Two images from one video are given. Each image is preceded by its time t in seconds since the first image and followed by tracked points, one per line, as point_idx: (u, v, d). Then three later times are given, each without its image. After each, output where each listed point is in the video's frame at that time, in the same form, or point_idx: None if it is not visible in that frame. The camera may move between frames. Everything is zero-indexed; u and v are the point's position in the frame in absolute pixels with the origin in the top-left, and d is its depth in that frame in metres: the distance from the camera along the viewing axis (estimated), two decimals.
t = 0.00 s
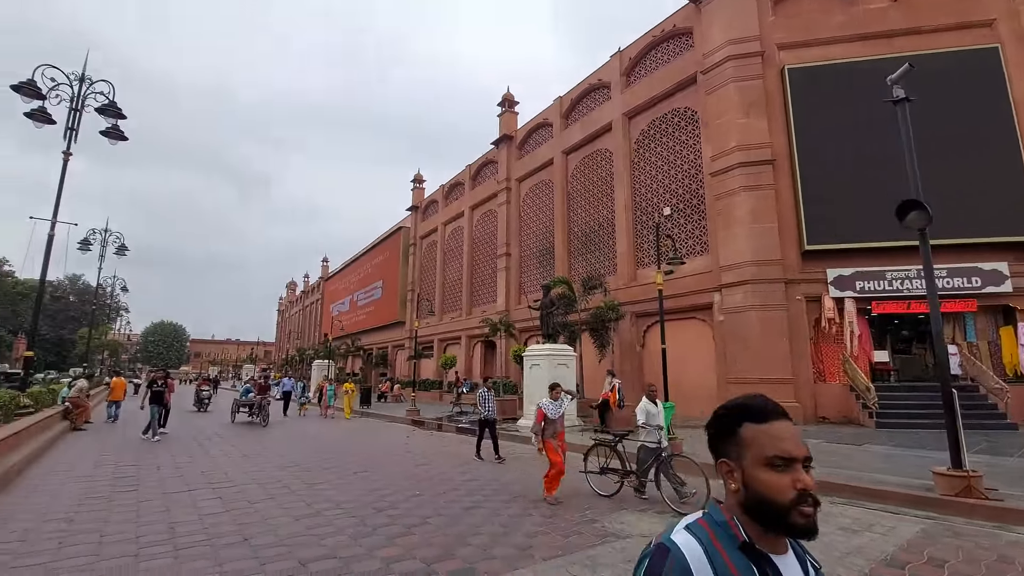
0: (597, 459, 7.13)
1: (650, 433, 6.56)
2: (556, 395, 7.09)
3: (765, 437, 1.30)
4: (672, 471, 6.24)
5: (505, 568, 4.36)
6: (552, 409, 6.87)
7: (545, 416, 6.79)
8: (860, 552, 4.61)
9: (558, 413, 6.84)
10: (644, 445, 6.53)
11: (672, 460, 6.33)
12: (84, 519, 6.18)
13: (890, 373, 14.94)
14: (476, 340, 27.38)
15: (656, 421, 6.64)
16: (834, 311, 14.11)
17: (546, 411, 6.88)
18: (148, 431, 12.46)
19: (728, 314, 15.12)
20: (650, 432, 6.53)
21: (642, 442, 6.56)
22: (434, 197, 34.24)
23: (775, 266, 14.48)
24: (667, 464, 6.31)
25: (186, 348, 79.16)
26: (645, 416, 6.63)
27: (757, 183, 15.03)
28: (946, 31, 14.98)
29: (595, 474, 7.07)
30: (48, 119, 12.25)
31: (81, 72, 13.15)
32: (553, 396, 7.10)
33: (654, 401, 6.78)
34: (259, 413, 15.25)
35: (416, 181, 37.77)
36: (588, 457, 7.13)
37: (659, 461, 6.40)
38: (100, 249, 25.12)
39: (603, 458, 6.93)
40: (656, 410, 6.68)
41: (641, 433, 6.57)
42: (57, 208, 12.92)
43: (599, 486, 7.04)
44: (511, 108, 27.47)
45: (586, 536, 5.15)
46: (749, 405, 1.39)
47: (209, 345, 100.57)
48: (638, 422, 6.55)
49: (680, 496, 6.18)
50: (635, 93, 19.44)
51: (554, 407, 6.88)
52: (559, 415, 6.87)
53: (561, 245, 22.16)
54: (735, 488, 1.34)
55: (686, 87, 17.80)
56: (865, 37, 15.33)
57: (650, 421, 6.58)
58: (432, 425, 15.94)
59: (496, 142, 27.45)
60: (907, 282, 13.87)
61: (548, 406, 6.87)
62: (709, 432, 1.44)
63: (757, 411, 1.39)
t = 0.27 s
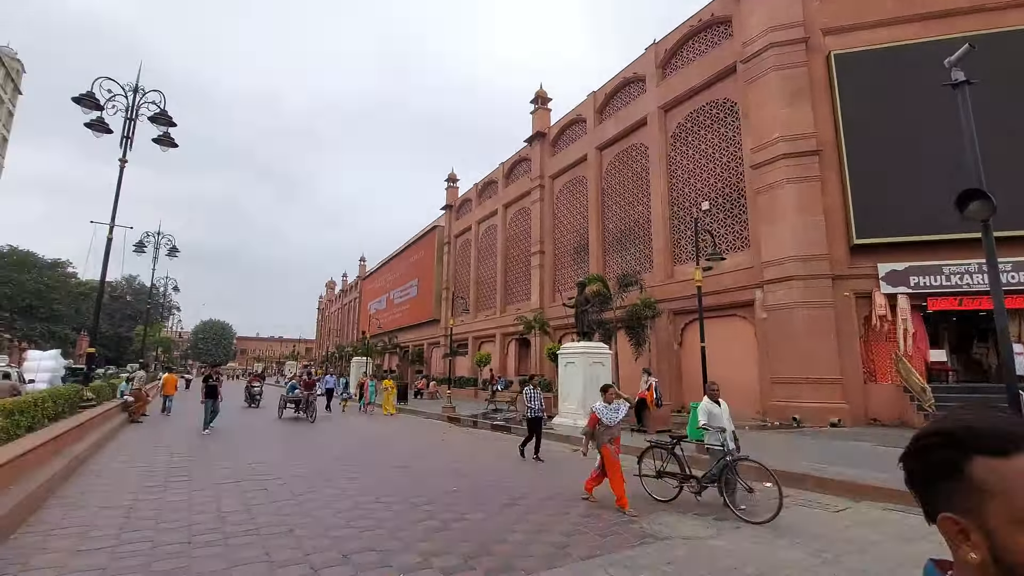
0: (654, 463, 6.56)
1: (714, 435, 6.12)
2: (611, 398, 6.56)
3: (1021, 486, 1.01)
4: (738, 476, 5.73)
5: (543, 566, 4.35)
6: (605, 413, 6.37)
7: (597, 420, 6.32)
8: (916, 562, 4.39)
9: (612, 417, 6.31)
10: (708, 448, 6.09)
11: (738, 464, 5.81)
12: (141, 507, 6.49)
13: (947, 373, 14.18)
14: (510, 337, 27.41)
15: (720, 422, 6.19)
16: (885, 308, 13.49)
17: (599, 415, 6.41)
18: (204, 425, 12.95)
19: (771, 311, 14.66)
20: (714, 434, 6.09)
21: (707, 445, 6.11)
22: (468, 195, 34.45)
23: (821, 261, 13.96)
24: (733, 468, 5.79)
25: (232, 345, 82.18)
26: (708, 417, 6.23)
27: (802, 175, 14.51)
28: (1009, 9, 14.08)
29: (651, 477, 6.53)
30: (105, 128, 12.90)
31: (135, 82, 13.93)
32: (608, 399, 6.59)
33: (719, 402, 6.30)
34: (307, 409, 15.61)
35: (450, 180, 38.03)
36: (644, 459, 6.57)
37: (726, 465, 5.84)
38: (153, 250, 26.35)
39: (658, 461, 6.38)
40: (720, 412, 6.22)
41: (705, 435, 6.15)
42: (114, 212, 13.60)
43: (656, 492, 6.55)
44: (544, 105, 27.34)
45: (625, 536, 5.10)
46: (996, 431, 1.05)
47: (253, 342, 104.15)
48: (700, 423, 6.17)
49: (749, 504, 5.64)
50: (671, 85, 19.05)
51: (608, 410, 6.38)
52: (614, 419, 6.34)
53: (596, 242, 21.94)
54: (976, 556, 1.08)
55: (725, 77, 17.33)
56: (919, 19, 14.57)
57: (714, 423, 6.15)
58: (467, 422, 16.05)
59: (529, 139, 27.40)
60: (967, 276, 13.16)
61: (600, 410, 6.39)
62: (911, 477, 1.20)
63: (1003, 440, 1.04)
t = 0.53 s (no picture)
0: (700, 466, 6.43)
1: (768, 437, 5.84)
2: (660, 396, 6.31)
3: None
4: (796, 481, 5.37)
5: (572, 564, 4.32)
6: (656, 411, 6.08)
7: (649, 418, 6.00)
8: (962, 568, 4.21)
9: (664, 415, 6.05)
10: (763, 451, 5.80)
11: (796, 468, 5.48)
12: (179, 499, 6.69)
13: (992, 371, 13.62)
14: (534, 335, 27.37)
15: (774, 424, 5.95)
16: (925, 303, 13.02)
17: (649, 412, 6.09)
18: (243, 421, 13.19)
19: (803, 307, 14.31)
20: (769, 436, 5.81)
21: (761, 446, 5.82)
22: (491, 193, 34.48)
23: (856, 256, 13.56)
24: (791, 471, 5.47)
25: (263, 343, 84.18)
26: (760, 418, 5.95)
27: (835, 167, 14.11)
28: None
29: (700, 482, 6.28)
30: (142, 132, 13.33)
31: (169, 89, 14.60)
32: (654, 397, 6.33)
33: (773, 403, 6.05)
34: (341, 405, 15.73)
35: (473, 178, 38.11)
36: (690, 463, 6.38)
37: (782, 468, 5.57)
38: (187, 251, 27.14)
39: (708, 464, 6.21)
40: (775, 413, 5.99)
41: (758, 437, 5.87)
42: (150, 214, 14.06)
43: (705, 497, 6.26)
44: (567, 101, 27.17)
45: (655, 535, 5.03)
46: None
47: (283, 340, 106.41)
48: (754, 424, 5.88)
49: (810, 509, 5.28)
50: (698, 77, 18.73)
51: (660, 408, 6.09)
52: (665, 417, 6.07)
53: (621, 238, 21.73)
54: None
55: (753, 68, 16.95)
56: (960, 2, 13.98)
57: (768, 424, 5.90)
58: (493, 419, 16.10)
59: (552, 136, 27.27)
60: (1013, 270, 12.52)
61: (652, 406, 6.07)
62: None
63: None
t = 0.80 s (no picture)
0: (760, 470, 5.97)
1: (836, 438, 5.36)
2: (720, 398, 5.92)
3: None
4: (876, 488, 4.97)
5: (609, 564, 4.29)
6: (719, 413, 5.69)
7: (713, 420, 5.61)
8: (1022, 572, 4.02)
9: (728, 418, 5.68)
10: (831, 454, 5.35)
11: (874, 474, 5.04)
12: (223, 495, 6.91)
13: None
14: (563, 332, 27.26)
15: (843, 424, 5.44)
16: (975, 295, 12.44)
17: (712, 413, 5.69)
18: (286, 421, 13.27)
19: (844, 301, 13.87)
20: (837, 438, 5.33)
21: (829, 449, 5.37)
22: (517, 191, 34.45)
23: (899, 246, 13.06)
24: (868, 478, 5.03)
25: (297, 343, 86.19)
26: (828, 418, 5.47)
27: (875, 154, 13.61)
28: None
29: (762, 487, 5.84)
30: (180, 141, 13.77)
31: (204, 98, 14.92)
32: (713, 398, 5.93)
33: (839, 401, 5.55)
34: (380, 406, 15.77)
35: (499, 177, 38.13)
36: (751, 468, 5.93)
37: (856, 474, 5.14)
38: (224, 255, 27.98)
39: (771, 468, 5.77)
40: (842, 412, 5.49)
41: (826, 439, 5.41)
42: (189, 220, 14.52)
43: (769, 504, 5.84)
44: (593, 95, 26.92)
45: (693, 535, 4.95)
46: None
47: (316, 340, 108.75)
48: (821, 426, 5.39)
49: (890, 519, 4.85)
50: (727, 66, 18.32)
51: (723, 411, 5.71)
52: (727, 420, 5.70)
53: (650, 233, 21.44)
54: None
55: (786, 55, 16.49)
56: None
57: (836, 425, 5.40)
58: (523, 417, 16.10)
59: (578, 132, 27.08)
60: None
61: (716, 407, 5.68)
62: None
63: None
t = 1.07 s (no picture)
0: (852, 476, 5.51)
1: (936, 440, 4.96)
2: (810, 395, 5.43)
3: None
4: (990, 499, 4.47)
5: (665, 567, 4.19)
6: (806, 410, 5.24)
7: (794, 418, 5.22)
8: None
9: (815, 416, 5.19)
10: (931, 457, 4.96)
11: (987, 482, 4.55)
12: (283, 492, 7.19)
13: None
14: (607, 330, 26.93)
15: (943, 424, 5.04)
16: None
17: (797, 411, 5.26)
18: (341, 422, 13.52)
19: (909, 291, 13.13)
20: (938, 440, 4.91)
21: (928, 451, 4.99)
22: (557, 188, 34.27)
23: (969, 232, 12.25)
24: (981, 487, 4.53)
25: (346, 345, 88.69)
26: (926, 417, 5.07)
27: (940, 134, 12.81)
28: None
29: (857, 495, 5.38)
30: (234, 154, 14.43)
31: (254, 111, 15.40)
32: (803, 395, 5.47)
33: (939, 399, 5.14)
34: (434, 407, 15.77)
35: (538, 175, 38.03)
36: (844, 472, 5.49)
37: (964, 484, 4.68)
38: (277, 262, 29.09)
39: (866, 473, 5.31)
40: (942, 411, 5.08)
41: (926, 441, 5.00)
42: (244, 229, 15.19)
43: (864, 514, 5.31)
44: (632, 88, 26.49)
45: (753, 538, 4.79)
46: None
47: (364, 342, 111.59)
48: (922, 424, 4.98)
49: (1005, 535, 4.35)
50: (774, 50, 17.65)
51: (808, 407, 5.25)
52: (816, 418, 5.21)
53: (695, 227, 20.90)
54: None
55: (838, 34, 15.73)
56: None
57: (938, 424, 4.99)
58: (569, 416, 15.98)
59: (617, 126, 26.67)
60: None
61: (800, 405, 5.24)
62: None
63: None
